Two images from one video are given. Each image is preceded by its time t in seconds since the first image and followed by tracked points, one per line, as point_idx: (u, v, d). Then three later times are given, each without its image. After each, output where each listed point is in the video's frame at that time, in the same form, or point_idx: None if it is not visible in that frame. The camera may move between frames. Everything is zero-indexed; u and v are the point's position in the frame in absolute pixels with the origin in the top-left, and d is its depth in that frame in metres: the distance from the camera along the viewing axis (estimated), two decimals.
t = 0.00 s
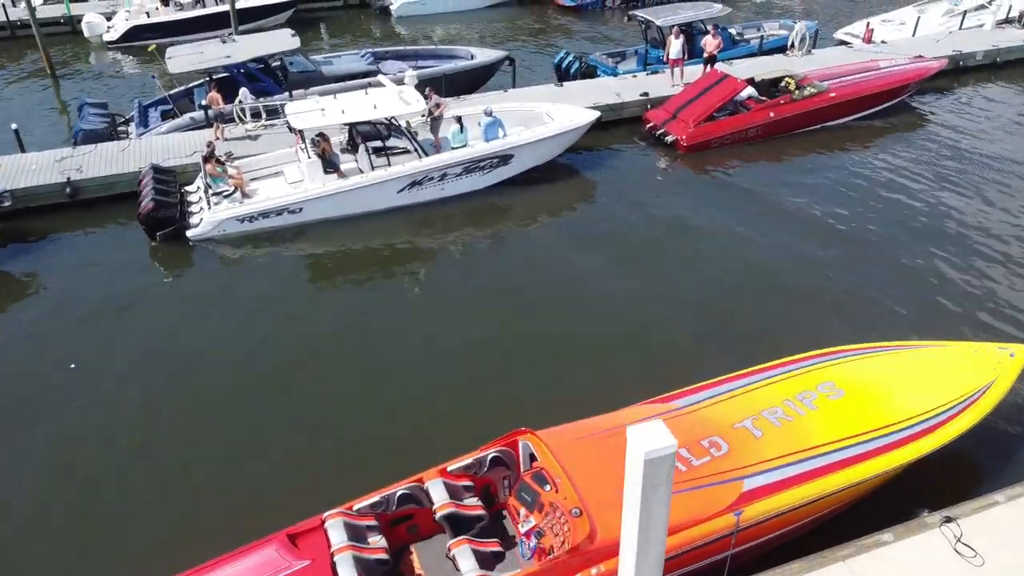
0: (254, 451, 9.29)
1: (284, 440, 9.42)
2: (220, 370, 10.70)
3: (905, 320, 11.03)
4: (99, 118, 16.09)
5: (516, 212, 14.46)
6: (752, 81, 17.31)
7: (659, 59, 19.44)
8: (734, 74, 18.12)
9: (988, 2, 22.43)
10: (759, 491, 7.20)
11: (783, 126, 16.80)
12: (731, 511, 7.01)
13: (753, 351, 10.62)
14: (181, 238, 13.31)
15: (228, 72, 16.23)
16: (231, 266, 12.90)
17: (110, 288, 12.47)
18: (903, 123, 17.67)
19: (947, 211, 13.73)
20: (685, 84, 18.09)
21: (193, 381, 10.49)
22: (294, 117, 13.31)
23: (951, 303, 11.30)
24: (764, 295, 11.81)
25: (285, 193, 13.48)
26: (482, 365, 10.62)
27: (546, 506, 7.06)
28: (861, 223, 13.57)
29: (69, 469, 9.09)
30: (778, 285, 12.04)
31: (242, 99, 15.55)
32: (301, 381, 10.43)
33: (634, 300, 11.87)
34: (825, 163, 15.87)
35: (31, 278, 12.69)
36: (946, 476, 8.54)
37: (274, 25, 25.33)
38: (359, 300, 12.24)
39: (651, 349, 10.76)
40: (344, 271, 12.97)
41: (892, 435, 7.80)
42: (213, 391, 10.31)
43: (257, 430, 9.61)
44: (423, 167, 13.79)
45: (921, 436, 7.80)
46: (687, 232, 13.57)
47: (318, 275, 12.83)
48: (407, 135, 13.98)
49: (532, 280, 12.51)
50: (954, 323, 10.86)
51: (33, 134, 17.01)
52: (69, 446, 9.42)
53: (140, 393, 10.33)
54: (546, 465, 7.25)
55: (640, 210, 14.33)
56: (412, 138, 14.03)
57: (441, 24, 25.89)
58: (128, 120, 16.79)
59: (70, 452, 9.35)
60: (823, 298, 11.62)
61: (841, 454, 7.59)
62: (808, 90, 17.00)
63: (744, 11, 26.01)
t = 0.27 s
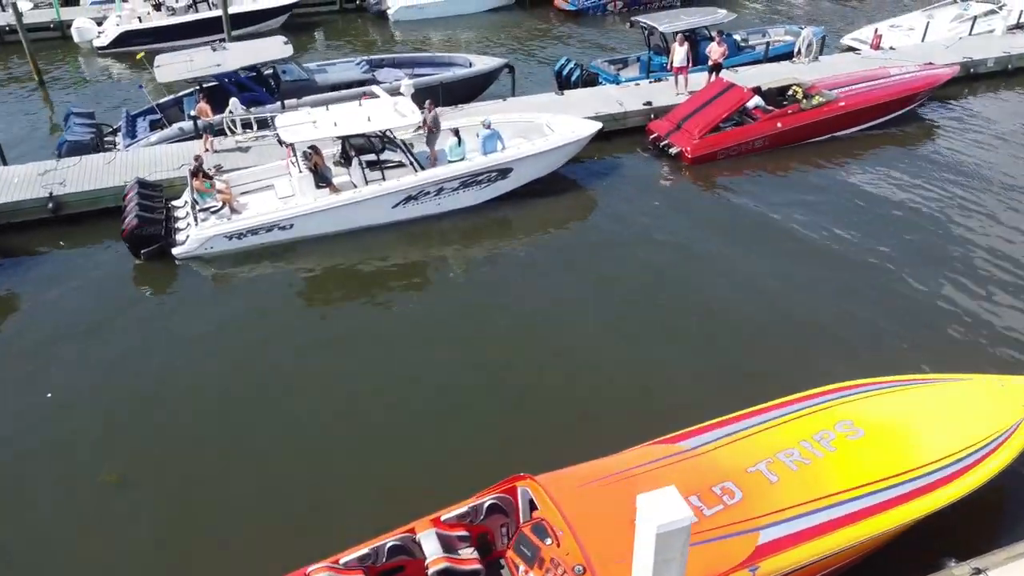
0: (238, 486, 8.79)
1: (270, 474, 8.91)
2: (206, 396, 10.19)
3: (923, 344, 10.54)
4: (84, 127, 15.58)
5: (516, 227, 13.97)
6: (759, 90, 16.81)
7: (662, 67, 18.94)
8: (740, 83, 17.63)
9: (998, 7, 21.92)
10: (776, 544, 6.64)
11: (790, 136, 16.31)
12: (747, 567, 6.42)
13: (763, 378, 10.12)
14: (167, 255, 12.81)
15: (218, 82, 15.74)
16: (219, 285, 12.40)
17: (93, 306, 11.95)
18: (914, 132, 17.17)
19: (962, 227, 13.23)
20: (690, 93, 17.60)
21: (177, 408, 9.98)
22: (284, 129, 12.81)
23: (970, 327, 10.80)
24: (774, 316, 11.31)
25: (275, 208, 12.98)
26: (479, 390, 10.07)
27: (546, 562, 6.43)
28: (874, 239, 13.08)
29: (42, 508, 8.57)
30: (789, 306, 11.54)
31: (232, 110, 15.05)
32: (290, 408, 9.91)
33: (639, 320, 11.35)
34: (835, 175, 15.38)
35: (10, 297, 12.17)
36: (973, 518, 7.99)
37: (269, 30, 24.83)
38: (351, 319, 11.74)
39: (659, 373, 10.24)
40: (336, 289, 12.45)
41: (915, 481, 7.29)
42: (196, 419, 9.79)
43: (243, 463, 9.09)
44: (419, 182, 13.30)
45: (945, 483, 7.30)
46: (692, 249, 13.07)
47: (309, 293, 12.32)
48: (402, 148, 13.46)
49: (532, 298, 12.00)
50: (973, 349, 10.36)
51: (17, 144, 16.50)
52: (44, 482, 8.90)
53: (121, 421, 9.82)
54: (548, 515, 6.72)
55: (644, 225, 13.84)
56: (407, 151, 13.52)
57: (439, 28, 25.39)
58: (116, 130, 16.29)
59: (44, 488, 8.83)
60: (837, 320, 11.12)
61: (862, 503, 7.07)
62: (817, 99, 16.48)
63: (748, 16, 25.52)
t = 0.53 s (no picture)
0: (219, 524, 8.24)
1: (253, 509, 8.39)
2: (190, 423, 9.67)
3: (942, 370, 10.02)
4: (70, 138, 15.08)
5: (515, 243, 13.47)
6: (765, 99, 16.31)
7: (665, 74, 18.43)
8: (746, 92, 17.12)
9: (1010, 12, 21.38)
10: None
11: (799, 148, 15.79)
12: None
13: (776, 406, 9.61)
14: (152, 275, 12.30)
15: (207, 92, 15.25)
16: (205, 305, 11.88)
17: (74, 326, 11.42)
18: (925, 142, 16.67)
19: (979, 244, 12.73)
20: (694, 102, 17.09)
21: (156, 437, 9.45)
22: (274, 143, 12.33)
23: (993, 352, 10.29)
24: (786, 339, 10.79)
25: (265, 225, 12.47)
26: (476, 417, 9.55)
27: None
28: (887, 257, 12.57)
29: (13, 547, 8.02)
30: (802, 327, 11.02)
31: (221, 122, 14.59)
32: (276, 437, 9.38)
33: (644, 342, 10.83)
34: (845, 188, 14.86)
35: None
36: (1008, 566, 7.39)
37: (264, 34, 24.31)
38: (343, 339, 11.23)
39: (665, 401, 9.72)
40: (328, 309, 11.94)
41: (943, 533, 6.74)
42: (177, 448, 9.25)
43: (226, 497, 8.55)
44: (415, 198, 12.79)
45: (973, 536, 6.76)
46: (699, 266, 12.57)
47: (300, 312, 11.80)
48: (397, 161, 13.06)
49: (532, 316, 11.48)
50: (997, 376, 9.85)
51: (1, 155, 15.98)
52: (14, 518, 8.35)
53: (97, 449, 9.27)
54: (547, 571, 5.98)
55: (648, 240, 13.33)
56: (402, 165, 13.11)
57: (437, 33, 24.87)
58: (103, 141, 15.77)
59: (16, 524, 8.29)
60: (852, 344, 10.60)
61: (886, 557, 6.50)
62: (826, 109, 15.96)
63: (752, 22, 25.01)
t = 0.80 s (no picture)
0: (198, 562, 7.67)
1: (236, 546, 7.86)
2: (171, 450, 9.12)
3: (964, 397, 9.54)
4: (54, 150, 14.59)
5: (515, 260, 12.98)
6: (772, 109, 15.85)
7: (668, 82, 17.97)
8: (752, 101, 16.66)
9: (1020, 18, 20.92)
10: None
11: (808, 159, 15.31)
12: None
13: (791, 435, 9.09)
14: (136, 294, 11.76)
15: (196, 102, 14.79)
16: (192, 325, 11.37)
17: (53, 346, 10.89)
18: (936, 153, 16.21)
19: (997, 261, 12.27)
20: (699, 111, 16.63)
21: (135, 466, 8.90)
22: (263, 157, 11.83)
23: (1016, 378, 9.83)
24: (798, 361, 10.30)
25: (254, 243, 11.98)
26: (474, 444, 9.01)
27: None
28: (902, 274, 12.10)
29: None
30: (816, 349, 10.53)
31: (210, 134, 14.12)
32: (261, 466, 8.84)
33: (650, 364, 10.33)
34: (856, 201, 14.39)
35: None
36: None
37: (257, 39, 23.82)
38: (335, 359, 10.71)
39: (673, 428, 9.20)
40: (319, 328, 11.44)
41: None
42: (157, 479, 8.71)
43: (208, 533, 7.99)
44: (410, 214, 12.30)
45: None
46: (706, 283, 12.09)
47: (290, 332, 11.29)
48: (391, 175, 12.51)
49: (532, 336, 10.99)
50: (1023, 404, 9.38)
51: None
52: None
53: (70, 479, 8.70)
54: None
55: (653, 256, 12.85)
56: (396, 179, 12.56)
57: (435, 39, 24.39)
58: (89, 152, 15.28)
59: None
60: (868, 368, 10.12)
61: None
62: (835, 118, 15.49)
63: (756, 28, 24.57)
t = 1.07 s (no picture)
0: None
1: None
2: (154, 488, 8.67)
3: (987, 429, 9.08)
4: (37, 161, 14.10)
5: (515, 277, 12.50)
6: (780, 119, 15.37)
7: (671, 90, 17.49)
8: (758, 110, 16.18)
9: None
10: None
11: (817, 171, 14.82)
12: None
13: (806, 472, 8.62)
14: (119, 316, 11.30)
15: (185, 112, 14.32)
16: (177, 347, 10.90)
17: (33, 372, 10.43)
18: (949, 164, 15.73)
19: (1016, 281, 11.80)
20: (704, 120, 16.15)
21: (114, 506, 8.45)
22: (251, 173, 11.38)
23: None
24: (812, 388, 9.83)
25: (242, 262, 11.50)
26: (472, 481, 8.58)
27: None
28: (918, 294, 11.62)
29: None
30: (831, 375, 10.05)
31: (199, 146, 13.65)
32: (247, 507, 8.39)
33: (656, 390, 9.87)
34: (868, 215, 13.90)
35: None
36: None
37: (252, 45, 23.37)
38: (326, 386, 10.24)
39: (680, 463, 8.74)
40: (310, 351, 10.97)
41: None
42: (138, 520, 8.27)
43: None
44: (404, 231, 11.81)
45: None
46: (713, 302, 11.60)
47: (280, 356, 10.82)
48: (385, 190, 12.02)
49: (533, 360, 10.51)
50: None
51: None
52: None
53: (46, 520, 8.30)
54: None
55: (658, 271, 12.37)
56: (391, 195, 12.09)
57: (433, 44, 23.93)
58: (75, 164, 14.82)
59: None
60: (886, 396, 9.65)
61: None
62: (844, 129, 15.00)
63: (761, 33, 24.10)
